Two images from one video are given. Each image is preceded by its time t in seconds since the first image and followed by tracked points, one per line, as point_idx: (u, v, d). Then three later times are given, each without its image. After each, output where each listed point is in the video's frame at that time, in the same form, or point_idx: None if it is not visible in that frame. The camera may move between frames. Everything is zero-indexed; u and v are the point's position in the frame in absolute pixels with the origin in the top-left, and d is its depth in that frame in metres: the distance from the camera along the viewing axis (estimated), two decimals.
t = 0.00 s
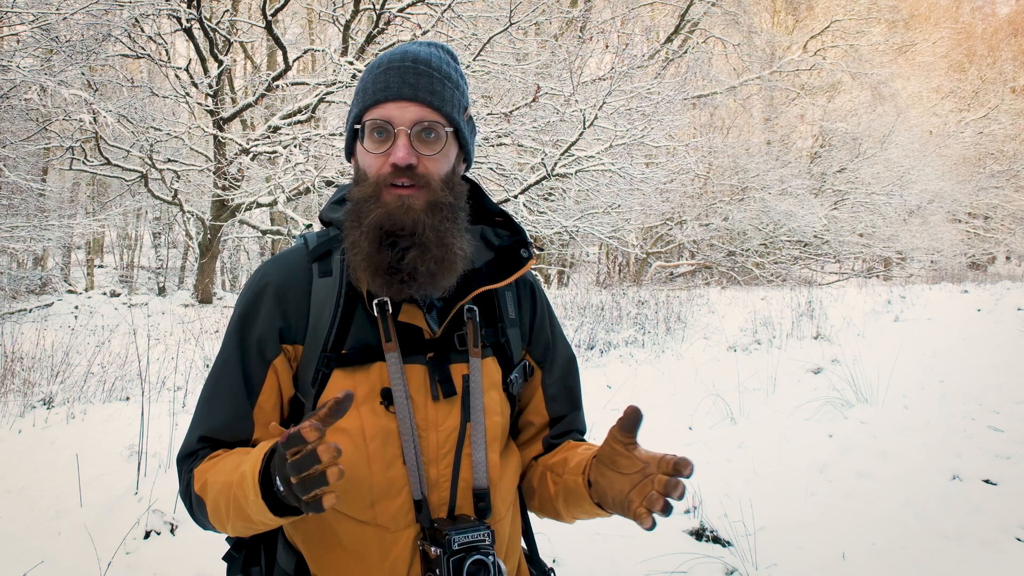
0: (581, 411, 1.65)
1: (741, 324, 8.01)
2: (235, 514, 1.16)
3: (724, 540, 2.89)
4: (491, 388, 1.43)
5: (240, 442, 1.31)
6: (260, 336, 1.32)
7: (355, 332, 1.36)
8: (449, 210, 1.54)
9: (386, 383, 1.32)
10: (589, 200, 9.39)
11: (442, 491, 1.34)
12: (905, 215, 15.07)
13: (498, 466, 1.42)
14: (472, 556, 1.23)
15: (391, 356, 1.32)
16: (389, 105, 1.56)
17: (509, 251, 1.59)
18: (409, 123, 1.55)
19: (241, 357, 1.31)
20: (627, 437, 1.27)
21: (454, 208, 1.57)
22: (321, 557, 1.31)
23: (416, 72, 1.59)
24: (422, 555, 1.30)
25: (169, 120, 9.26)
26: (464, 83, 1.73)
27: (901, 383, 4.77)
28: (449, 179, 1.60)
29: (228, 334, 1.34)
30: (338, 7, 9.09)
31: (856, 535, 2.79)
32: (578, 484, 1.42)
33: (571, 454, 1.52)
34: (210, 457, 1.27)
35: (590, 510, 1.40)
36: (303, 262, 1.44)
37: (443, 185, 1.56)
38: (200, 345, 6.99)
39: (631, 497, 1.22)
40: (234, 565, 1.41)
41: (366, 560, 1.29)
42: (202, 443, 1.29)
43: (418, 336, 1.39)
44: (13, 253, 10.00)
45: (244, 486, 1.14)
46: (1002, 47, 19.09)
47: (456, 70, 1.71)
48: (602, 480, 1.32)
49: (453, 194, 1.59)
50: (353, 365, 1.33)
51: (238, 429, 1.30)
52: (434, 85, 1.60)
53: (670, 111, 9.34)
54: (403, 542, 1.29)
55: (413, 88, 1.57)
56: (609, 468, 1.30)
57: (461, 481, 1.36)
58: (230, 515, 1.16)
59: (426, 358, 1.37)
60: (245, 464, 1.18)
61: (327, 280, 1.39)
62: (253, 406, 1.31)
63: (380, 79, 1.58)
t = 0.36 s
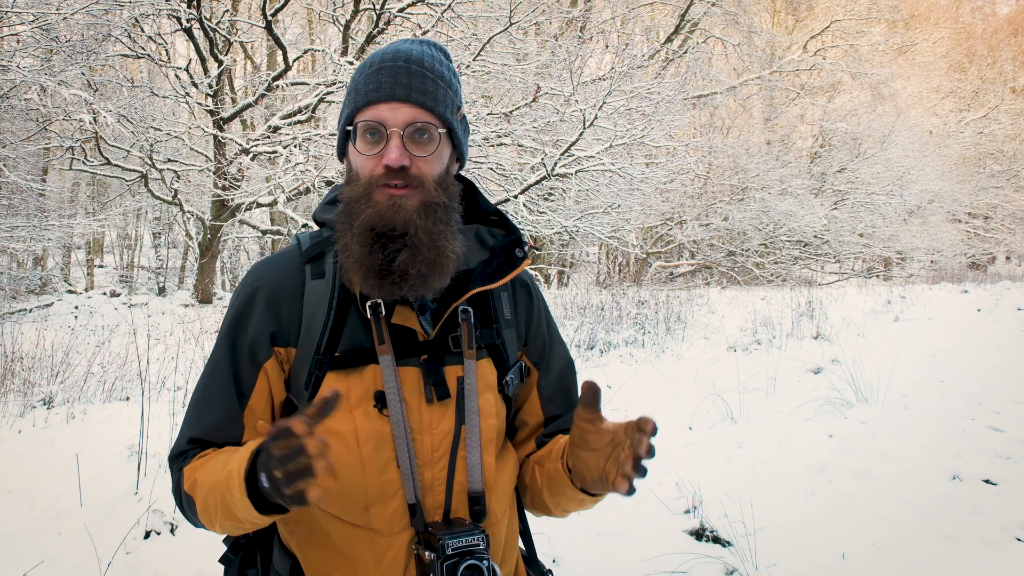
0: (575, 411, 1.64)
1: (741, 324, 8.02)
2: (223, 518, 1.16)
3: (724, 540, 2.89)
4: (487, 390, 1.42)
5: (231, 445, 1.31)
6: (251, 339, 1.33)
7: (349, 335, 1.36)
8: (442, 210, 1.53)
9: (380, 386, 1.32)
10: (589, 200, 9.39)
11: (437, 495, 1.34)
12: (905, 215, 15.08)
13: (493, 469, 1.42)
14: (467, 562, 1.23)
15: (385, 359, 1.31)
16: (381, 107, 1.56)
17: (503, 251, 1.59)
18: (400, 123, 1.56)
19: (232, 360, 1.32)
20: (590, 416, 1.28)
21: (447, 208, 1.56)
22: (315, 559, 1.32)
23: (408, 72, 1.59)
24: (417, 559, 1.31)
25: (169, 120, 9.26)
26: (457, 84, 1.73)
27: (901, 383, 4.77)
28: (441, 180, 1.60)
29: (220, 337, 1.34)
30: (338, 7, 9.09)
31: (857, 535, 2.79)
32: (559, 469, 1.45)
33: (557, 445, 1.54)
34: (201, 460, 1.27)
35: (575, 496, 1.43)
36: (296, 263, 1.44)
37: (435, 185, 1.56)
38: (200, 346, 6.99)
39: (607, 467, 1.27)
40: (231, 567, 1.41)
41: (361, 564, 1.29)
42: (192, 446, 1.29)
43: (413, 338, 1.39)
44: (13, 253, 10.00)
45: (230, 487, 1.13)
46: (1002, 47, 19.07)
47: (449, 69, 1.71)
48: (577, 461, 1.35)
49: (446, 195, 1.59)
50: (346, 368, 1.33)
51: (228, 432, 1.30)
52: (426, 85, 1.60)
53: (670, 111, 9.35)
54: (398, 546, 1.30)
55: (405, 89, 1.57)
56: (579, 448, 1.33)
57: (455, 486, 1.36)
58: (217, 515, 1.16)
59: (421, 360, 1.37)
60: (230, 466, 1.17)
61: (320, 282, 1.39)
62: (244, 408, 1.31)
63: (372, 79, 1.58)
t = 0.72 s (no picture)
0: (571, 412, 1.64)
1: (741, 324, 8.02)
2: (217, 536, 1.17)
3: (724, 540, 2.89)
4: (483, 393, 1.42)
5: (228, 448, 1.32)
6: (246, 340, 1.34)
7: (343, 335, 1.36)
8: (440, 212, 1.54)
9: (375, 388, 1.32)
10: (589, 200, 9.40)
11: (432, 498, 1.34)
12: (905, 215, 15.09)
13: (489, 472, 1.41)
14: (460, 566, 1.23)
15: (379, 361, 1.32)
16: (381, 106, 1.56)
17: (501, 252, 1.58)
18: (400, 124, 1.55)
19: (228, 361, 1.33)
20: (636, 482, 1.27)
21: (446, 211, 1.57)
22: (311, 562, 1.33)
23: (407, 71, 1.58)
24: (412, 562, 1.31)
25: (169, 120, 9.26)
26: (456, 82, 1.73)
27: (901, 383, 4.78)
28: (440, 181, 1.60)
29: (215, 339, 1.35)
30: (338, 7, 9.09)
31: (856, 535, 2.79)
32: (568, 510, 1.44)
33: (563, 468, 1.54)
34: (200, 467, 1.28)
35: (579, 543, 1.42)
36: (291, 264, 1.44)
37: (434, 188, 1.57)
38: (200, 345, 6.99)
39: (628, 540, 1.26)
40: (228, 566, 1.41)
41: (355, 566, 1.29)
42: (193, 446, 1.30)
43: (408, 340, 1.39)
44: (13, 253, 10.00)
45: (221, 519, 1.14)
46: (1002, 47, 19.05)
47: (448, 67, 1.71)
48: (597, 513, 1.35)
49: (445, 196, 1.60)
50: (341, 369, 1.33)
51: (226, 434, 1.31)
52: (426, 84, 1.60)
53: (670, 111, 9.35)
54: (393, 549, 1.30)
55: (405, 88, 1.57)
56: (607, 504, 1.33)
57: (450, 489, 1.35)
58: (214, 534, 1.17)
59: (416, 362, 1.37)
60: (227, 491, 1.17)
61: (314, 282, 1.39)
62: (238, 409, 1.32)
63: (372, 78, 1.58)
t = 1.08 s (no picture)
0: (573, 412, 1.63)
1: (741, 324, 8.02)
2: (231, 538, 1.16)
3: (724, 540, 2.89)
4: (483, 394, 1.42)
5: (229, 447, 1.32)
6: (246, 339, 1.33)
7: (343, 335, 1.36)
8: (443, 209, 1.54)
9: (375, 388, 1.32)
10: (589, 200, 9.40)
11: (431, 499, 1.34)
12: (905, 215, 15.09)
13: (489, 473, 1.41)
14: (459, 566, 1.23)
15: (380, 361, 1.32)
16: (386, 101, 1.56)
17: (503, 252, 1.59)
18: (405, 120, 1.55)
19: (228, 359, 1.32)
20: (609, 473, 1.29)
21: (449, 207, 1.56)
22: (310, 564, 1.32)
23: (413, 68, 1.59)
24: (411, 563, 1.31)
25: (169, 120, 9.26)
26: (460, 80, 1.74)
27: (901, 383, 4.78)
28: (443, 178, 1.60)
29: (214, 337, 1.34)
30: (338, 7, 9.09)
31: (856, 535, 2.79)
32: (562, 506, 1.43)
33: (562, 464, 1.52)
34: (201, 468, 1.26)
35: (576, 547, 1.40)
36: (292, 263, 1.44)
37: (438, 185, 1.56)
38: (200, 345, 6.99)
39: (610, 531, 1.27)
40: (228, 566, 1.41)
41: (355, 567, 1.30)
42: (190, 446, 1.30)
43: (409, 340, 1.39)
44: (13, 253, 10.01)
45: (245, 520, 1.13)
46: (1002, 47, 19.02)
47: (452, 66, 1.72)
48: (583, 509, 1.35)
49: (447, 193, 1.60)
50: (341, 369, 1.33)
51: (224, 434, 1.30)
52: (431, 81, 1.61)
53: (670, 111, 9.35)
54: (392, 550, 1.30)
55: (410, 84, 1.58)
56: (591, 500, 1.33)
57: (450, 489, 1.35)
58: (226, 535, 1.17)
59: (416, 363, 1.37)
60: (246, 491, 1.17)
61: (316, 282, 1.39)
62: (239, 408, 1.32)
63: (377, 74, 1.58)
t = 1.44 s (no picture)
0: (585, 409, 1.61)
1: (741, 324, 8.02)
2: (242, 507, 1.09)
3: (725, 540, 2.89)
4: (482, 391, 1.41)
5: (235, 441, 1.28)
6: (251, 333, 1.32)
7: (345, 332, 1.36)
8: (445, 208, 1.54)
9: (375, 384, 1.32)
10: (589, 200, 9.40)
11: (430, 495, 1.34)
12: (905, 215, 15.10)
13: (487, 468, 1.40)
14: (457, 561, 1.23)
15: (379, 357, 1.32)
16: (389, 101, 1.56)
17: (502, 249, 1.59)
18: (406, 118, 1.56)
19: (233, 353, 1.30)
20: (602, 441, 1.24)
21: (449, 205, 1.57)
22: (311, 560, 1.32)
23: (416, 69, 1.60)
24: (409, 560, 1.31)
25: (169, 120, 9.26)
26: (461, 81, 1.74)
27: (901, 383, 4.78)
28: (444, 177, 1.60)
29: (220, 331, 1.33)
30: (338, 7, 9.09)
31: (856, 535, 2.79)
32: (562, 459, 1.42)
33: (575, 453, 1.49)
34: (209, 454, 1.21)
35: (582, 475, 1.34)
36: (294, 260, 1.44)
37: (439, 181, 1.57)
38: (200, 345, 6.99)
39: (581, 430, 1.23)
40: (229, 565, 1.38)
41: (353, 564, 1.29)
42: (200, 442, 1.24)
43: (408, 337, 1.38)
44: (13, 253, 10.01)
45: (257, 463, 1.07)
46: (1002, 47, 18.97)
47: (454, 67, 1.72)
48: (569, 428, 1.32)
49: (449, 192, 1.60)
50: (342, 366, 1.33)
51: (237, 429, 1.26)
52: (433, 81, 1.61)
53: (670, 111, 9.35)
54: (390, 546, 1.30)
55: (414, 85, 1.58)
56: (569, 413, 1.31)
57: (447, 484, 1.36)
58: (235, 509, 1.10)
59: (415, 360, 1.37)
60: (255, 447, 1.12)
61: (318, 279, 1.39)
62: (254, 401, 1.30)
63: (380, 74, 1.58)
